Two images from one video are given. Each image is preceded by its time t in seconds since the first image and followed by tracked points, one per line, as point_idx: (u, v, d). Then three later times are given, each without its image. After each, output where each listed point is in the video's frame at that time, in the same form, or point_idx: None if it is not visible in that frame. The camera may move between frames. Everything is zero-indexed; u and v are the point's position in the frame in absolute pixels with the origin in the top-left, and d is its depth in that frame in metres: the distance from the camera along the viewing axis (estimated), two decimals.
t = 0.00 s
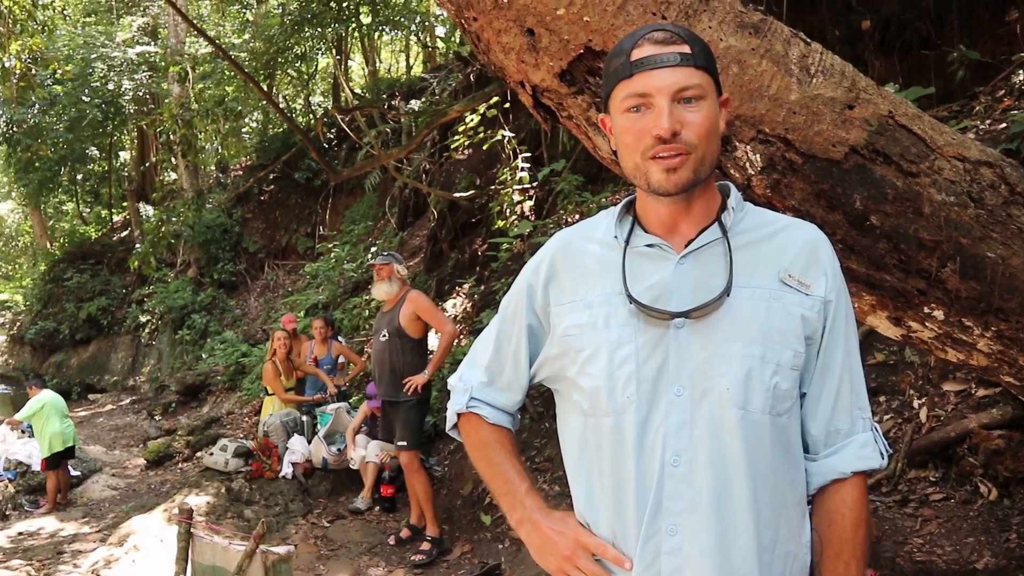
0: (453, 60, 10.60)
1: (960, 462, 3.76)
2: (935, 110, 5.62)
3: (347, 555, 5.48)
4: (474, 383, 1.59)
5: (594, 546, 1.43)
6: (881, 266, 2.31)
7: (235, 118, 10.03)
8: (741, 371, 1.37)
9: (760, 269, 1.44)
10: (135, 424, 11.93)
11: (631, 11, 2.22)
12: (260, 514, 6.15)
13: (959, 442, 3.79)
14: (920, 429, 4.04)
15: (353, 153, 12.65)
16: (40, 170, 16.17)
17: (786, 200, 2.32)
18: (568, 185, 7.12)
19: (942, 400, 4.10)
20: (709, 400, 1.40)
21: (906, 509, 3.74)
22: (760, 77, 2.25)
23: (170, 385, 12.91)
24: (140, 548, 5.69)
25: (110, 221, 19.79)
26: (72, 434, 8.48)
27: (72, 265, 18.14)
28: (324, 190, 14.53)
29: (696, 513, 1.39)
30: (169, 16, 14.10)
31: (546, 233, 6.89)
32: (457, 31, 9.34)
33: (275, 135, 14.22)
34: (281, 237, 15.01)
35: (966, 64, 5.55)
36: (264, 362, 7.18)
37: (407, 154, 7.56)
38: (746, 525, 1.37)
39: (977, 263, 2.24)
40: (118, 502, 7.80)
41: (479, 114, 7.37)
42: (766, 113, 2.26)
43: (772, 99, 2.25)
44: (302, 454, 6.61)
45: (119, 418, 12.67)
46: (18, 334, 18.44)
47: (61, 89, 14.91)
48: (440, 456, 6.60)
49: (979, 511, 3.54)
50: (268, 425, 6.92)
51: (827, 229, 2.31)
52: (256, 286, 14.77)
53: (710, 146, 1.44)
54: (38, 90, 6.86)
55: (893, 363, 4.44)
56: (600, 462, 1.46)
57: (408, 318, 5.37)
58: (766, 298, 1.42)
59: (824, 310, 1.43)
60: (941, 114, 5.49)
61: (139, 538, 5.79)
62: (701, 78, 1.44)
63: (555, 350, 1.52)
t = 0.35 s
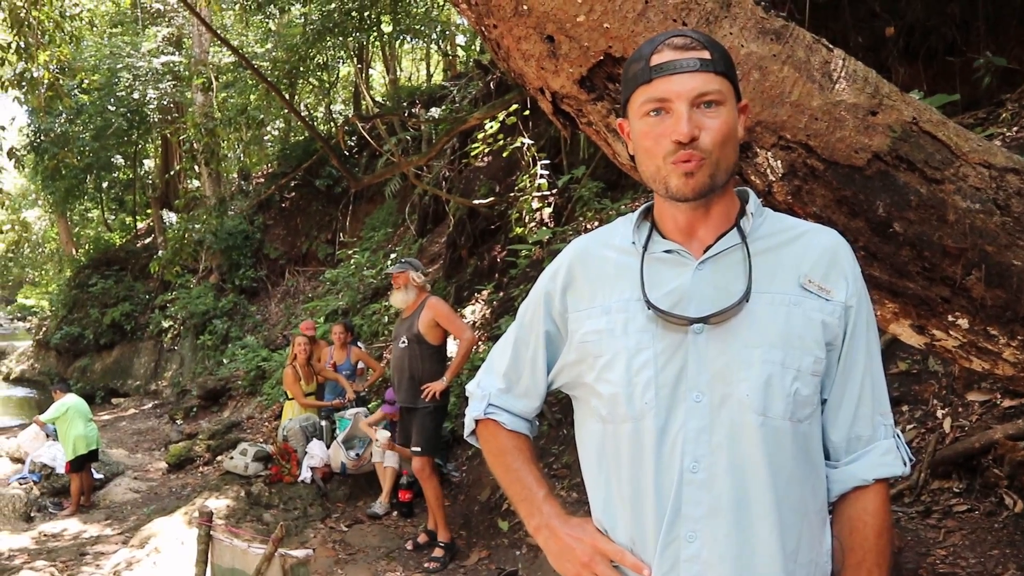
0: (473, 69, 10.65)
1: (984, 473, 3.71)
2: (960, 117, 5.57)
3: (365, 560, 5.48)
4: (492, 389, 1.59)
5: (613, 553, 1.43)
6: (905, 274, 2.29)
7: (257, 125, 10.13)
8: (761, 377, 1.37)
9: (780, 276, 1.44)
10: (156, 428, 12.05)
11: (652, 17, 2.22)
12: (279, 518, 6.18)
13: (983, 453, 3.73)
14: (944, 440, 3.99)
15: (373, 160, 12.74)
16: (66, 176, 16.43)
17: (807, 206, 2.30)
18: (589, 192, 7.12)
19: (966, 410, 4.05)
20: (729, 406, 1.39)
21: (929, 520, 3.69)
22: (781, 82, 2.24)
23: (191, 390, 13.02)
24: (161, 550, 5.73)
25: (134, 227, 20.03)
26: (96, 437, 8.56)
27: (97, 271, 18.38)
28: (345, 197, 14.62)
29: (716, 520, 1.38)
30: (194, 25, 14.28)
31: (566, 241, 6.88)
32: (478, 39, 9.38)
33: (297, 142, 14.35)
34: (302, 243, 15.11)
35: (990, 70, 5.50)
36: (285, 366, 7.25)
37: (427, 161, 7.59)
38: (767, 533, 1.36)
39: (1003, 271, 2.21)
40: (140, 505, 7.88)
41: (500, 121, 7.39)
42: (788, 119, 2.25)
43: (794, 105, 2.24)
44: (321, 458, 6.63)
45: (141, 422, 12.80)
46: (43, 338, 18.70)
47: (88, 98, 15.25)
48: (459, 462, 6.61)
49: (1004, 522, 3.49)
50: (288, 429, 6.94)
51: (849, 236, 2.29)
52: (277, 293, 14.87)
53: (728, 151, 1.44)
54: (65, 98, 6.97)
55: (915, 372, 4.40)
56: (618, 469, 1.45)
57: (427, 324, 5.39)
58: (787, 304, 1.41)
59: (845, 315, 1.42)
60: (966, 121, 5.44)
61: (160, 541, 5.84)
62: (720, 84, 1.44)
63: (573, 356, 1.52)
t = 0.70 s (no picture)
0: (469, 67, 10.65)
1: (980, 471, 3.72)
2: (955, 117, 5.59)
3: (361, 559, 5.49)
4: (491, 387, 1.60)
5: (612, 551, 1.44)
6: (900, 272, 2.30)
7: (252, 124, 10.12)
8: (760, 376, 1.38)
9: (778, 275, 1.45)
10: (152, 427, 12.04)
11: (649, 17, 2.23)
12: (275, 518, 6.18)
13: (977, 451, 3.75)
14: (938, 438, 4.01)
15: (369, 158, 12.74)
16: (61, 174, 16.39)
17: (803, 205, 2.31)
18: (585, 191, 7.13)
19: (962, 409, 4.06)
20: (728, 404, 1.40)
21: (925, 518, 3.70)
22: (778, 81, 2.25)
23: (187, 389, 13.01)
24: (156, 550, 5.73)
25: (129, 226, 20.00)
26: (90, 437, 8.55)
27: (91, 270, 18.35)
28: (341, 196, 14.60)
29: (714, 517, 1.39)
30: (189, 22, 14.25)
31: (563, 240, 6.89)
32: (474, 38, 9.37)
33: (292, 140, 14.33)
34: (298, 242, 15.09)
35: (984, 70, 5.52)
36: (280, 365, 7.23)
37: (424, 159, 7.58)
38: (765, 531, 1.37)
39: (998, 269, 2.22)
40: (135, 505, 7.87)
41: (496, 120, 7.39)
42: (784, 118, 2.26)
43: (790, 104, 2.25)
44: (318, 458, 6.65)
45: (136, 421, 12.78)
46: (38, 337, 18.65)
47: (82, 96, 15.19)
48: (456, 461, 6.62)
49: (998, 521, 3.51)
50: (283, 429, 6.96)
51: (845, 235, 2.30)
52: (273, 291, 14.86)
53: (729, 152, 1.45)
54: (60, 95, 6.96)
55: (910, 371, 4.42)
56: (617, 466, 1.46)
57: (425, 326, 5.37)
58: (785, 302, 1.42)
59: (842, 315, 1.43)
60: (961, 120, 5.45)
61: (155, 540, 5.84)
62: (723, 86, 1.45)
63: (572, 353, 1.52)
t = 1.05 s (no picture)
0: (481, 70, 10.67)
1: (996, 475, 3.69)
2: (971, 118, 5.55)
3: (373, 560, 5.48)
4: (501, 385, 1.59)
5: (624, 549, 1.43)
6: (916, 274, 2.28)
7: (266, 126, 10.17)
8: (776, 377, 1.37)
9: (793, 276, 1.44)
10: (165, 428, 12.10)
11: (664, 17, 2.22)
12: (288, 518, 6.19)
13: (993, 455, 3.71)
14: (954, 442, 3.98)
15: (382, 161, 12.77)
16: (76, 177, 16.53)
17: (818, 206, 2.30)
18: (597, 193, 7.12)
19: (977, 412, 4.03)
20: (743, 405, 1.39)
21: (939, 522, 3.67)
22: (793, 82, 2.24)
23: (200, 390, 13.07)
24: (169, 550, 5.75)
25: (143, 228, 20.12)
26: (104, 437, 8.60)
27: (106, 272, 18.47)
28: (353, 198, 14.64)
29: (728, 517, 1.38)
30: (203, 26, 14.34)
31: (575, 241, 6.88)
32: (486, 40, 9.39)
33: (305, 143, 14.39)
34: (310, 244, 15.14)
35: (1001, 71, 5.48)
36: (292, 366, 7.26)
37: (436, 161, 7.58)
38: (779, 532, 1.36)
39: (1016, 271, 2.20)
40: (149, 505, 7.91)
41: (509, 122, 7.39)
42: (800, 119, 2.24)
43: (806, 105, 2.24)
44: (330, 459, 6.64)
45: (150, 422, 12.86)
46: (53, 338, 18.79)
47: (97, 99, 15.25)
48: (467, 463, 6.62)
49: (1015, 525, 3.47)
50: (295, 429, 7.02)
51: (861, 236, 2.29)
52: (285, 293, 14.90)
53: (746, 149, 1.44)
54: (76, 99, 7.02)
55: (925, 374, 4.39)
56: (631, 466, 1.45)
57: (437, 332, 5.33)
58: (801, 304, 1.41)
59: (858, 317, 1.42)
60: (977, 121, 5.42)
61: (168, 540, 5.86)
62: (740, 82, 1.44)
63: (585, 353, 1.51)
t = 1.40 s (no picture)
0: (478, 67, 10.66)
1: (992, 474, 3.69)
2: (967, 117, 5.56)
3: (369, 558, 5.48)
4: (495, 386, 1.59)
5: (615, 550, 1.42)
6: (912, 274, 2.28)
7: (262, 124, 10.15)
8: (765, 380, 1.37)
9: (783, 277, 1.43)
10: (162, 426, 12.09)
11: (660, 16, 2.22)
12: (284, 517, 6.18)
13: (990, 453, 3.71)
14: (950, 440, 3.98)
15: (378, 158, 12.76)
16: (72, 174, 16.49)
17: (814, 206, 2.30)
18: (594, 191, 7.11)
19: (973, 411, 4.03)
20: (733, 408, 1.39)
21: (936, 520, 3.68)
22: (789, 82, 2.23)
23: (196, 388, 13.05)
24: (166, 548, 5.74)
25: (140, 226, 20.06)
26: (101, 435, 8.59)
27: (102, 269, 18.43)
28: (350, 195, 14.60)
29: (717, 519, 1.38)
30: (200, 23, 14.31)
31: (571, 240, 6.88)
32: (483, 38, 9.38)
33: (302, 141, 14.36)
34: (307, 241, 15.10)
35: (998, 69, 5.48)
36: (287, 364, 7.26)
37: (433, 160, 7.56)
38: (770, 534, 1.36)
39: (1012, 271, 2.19)
40: (145, 503, 7.90)
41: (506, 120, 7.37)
42: (795, 118, 2.24)
43: (801, 104, 2.23)
44: (327, 457, 6.67)
45: (147, 420, 12.84)
46: (49, 336, 18.76)
47: (93, 96, 15.25)
48: (464, 461, 6.62)
49: (1011, 524, 3.48)
50: (293, 428, 7.00)
51: (856, 236, 2.29)
52: (282, 291, 14.87)
53: (732, 150, 1.43)
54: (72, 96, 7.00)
55: (922, 372, 4.39)
56: (622, 468, 1.45)
57: (434, 334, 5.30)
58: (791, 306, 1.41)
59: (848, 318, 1.42)
60: (973, 120, 5.42)
61: (164, 539, 5.86)
62: (726, 82, 1.44)
63: (577, 355, 1.51)
